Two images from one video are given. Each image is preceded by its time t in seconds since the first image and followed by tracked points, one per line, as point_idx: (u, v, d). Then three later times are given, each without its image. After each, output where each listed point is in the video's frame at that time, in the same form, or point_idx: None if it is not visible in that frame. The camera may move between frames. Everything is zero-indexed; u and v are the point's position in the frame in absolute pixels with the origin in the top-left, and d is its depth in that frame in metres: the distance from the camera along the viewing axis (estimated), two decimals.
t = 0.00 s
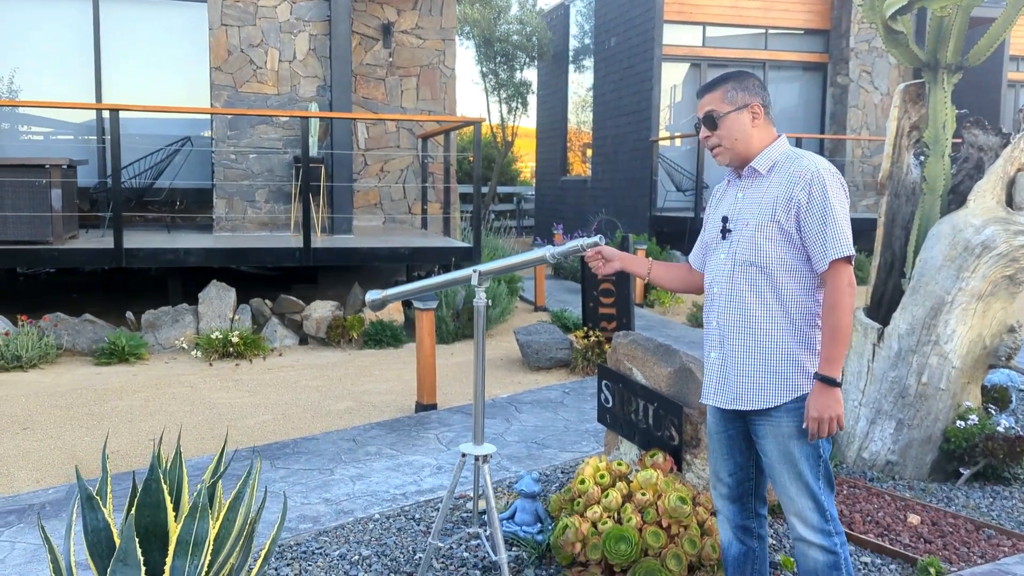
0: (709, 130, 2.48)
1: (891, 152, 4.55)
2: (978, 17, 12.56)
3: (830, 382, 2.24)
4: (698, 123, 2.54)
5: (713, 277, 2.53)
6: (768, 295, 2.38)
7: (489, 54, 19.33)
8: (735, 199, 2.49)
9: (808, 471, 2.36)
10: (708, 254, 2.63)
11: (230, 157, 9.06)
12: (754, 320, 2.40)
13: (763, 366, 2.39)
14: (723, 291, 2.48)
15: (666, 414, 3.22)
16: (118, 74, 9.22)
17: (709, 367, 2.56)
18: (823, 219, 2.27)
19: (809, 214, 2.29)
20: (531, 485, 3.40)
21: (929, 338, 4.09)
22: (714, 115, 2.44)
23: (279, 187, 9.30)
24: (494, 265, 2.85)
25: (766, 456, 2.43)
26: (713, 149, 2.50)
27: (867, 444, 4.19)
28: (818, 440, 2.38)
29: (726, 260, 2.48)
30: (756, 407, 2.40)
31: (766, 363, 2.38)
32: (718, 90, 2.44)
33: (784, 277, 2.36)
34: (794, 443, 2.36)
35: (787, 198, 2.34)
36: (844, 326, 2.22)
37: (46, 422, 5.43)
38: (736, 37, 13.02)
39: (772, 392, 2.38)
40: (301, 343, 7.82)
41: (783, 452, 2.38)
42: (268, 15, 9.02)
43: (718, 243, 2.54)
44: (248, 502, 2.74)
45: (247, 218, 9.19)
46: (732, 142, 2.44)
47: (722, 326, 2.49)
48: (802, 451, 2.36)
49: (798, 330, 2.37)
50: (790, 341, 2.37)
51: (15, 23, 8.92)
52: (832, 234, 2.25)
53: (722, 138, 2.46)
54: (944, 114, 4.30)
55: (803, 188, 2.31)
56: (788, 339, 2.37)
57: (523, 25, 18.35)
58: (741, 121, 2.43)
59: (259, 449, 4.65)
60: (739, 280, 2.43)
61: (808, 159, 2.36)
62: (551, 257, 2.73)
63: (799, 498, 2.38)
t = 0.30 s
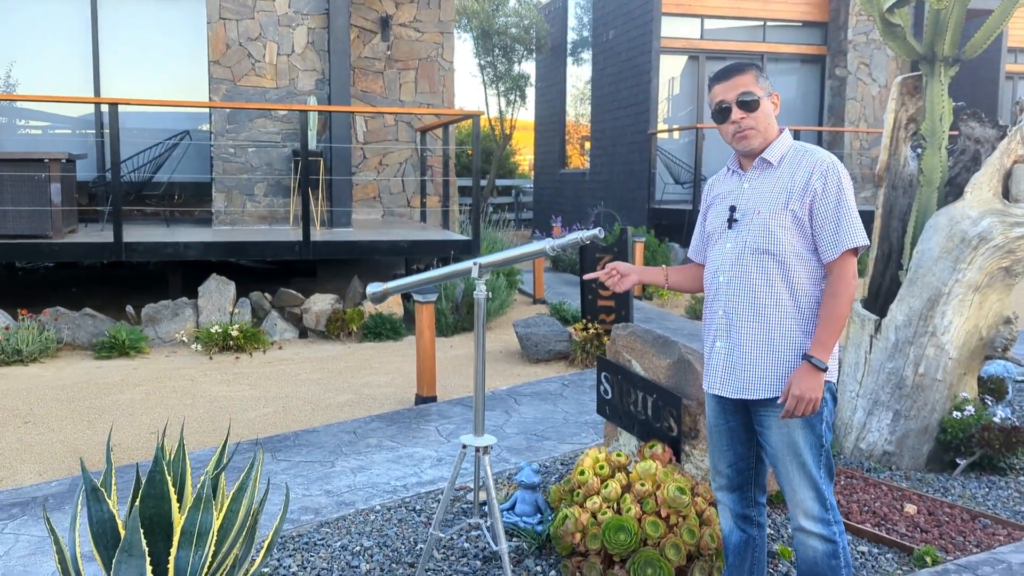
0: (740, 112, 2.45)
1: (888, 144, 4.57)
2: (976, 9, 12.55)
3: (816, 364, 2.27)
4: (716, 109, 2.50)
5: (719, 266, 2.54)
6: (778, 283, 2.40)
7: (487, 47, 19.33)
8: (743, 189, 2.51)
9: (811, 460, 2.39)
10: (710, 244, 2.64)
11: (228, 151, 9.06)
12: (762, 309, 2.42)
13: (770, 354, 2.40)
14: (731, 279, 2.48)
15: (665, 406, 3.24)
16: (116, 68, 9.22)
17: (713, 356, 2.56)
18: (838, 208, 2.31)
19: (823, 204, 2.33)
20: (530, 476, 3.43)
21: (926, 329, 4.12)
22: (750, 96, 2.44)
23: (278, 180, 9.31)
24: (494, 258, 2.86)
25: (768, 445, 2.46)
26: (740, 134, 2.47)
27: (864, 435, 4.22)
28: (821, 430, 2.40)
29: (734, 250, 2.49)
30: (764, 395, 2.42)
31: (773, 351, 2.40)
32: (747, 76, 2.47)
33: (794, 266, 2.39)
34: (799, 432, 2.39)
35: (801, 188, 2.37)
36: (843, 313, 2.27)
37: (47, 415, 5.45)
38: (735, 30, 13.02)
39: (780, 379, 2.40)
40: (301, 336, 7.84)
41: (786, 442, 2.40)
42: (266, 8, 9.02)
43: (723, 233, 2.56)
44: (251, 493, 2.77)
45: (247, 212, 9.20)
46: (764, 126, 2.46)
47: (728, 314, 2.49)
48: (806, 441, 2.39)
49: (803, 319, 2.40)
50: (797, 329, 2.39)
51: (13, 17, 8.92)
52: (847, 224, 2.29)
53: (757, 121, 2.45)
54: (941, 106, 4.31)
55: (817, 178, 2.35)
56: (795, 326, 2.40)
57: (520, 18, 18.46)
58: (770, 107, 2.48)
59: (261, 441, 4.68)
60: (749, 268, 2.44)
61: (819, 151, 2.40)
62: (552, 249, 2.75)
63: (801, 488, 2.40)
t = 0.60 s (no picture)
0: (732, 115, 2.45)
1: (869, 140, 4.62)
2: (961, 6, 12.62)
3: (817, 355, 2.30)
4: (705, 113, 2.48)
5: (709, 260, 2.55)
6: (770, 277, 2.42)
7: (475, 42, 19.26)
8: (730, 184, 2.52)
9: (800, 451, 2.41)
10: (697, 238, 2.64)
11: (215, 145, 9.04)
12: (755, 303, 2.43)
13: (765, 347, 2.42)
14: (723, 273, 2.49)
15: (647, 398, 3.29)
16: (101, 62, 9.17)
17: (703, 350, 2.56)
18: (829, 201, 2.35)
19: (814, 197, 2.37)
20: (513, 468, 3.45)
21: (905, 322, 4.16)
22: (742, 98, 2.44)
23: (264, 175, 9.30)
24: (477, 252, 2.88)
25: (758, 436, 2.48)
26: (731, 136, 2.46)
27: (845, 427, 4.27)
28: (808, 421, 2.44)
29: (726, 244, 2.49)
30: (757, 387, 2.43)
31: (767, 343, 2.42)
32: (734, 78, 2.46)
33: (787, 259, 2.42)
34: (788, 423, 2.41)
35: (791, 181, 2.40)
36: (838, 305, 2.33)
37: (32, 409, 5.45)
38: (722, 25, 13.05)
39: (773, 371, 2.42)
40: (287, 331, 7.84)
41: (776, 433, 2.42)
42: (252, 2, 8.99)
43: (711, 227, 2.56)
44: (233, 485, 2.78)
45: (233, 207, 9.17)
46: (754, 126, 2.47)
47: (720, 308, 2.50)
48: (794, 432, 2.41)
49: (794, 311, 2.43)
50: (790, 322, 2.42)
51: None
52: (839, 216, 2.33)
53: (748, 123, 2.45)
54: (921, 102, 4.33)
55: (807, 172, 2.38)
56: (788, 319, 2.43)
57: (508, 13, 18.44)
58: (757, 107, 2.49)
59: (246, 435, 4.69)
60: (741, 261, 2.45)
61: (805, 145, 2.44)
62: (534, 245, 2.78)
63: (788, 479, 2.43)
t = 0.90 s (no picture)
0: (720, 111, 2.44)
1: (851, 141, 4.68)
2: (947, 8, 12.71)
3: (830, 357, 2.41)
4: (694, 108, 2.47)
5: (699, 264, 2.52)
6: (764, 280, 2.42)
7: (464, 42, 19.39)
8: (717, 186, 2.50)
9: (788, 450, 2.44)
10: (683, 241, 2.62)
11: (203, 145, 9.03)
12: (750, 307, 2.43)
13: (759, 350, 2.42)
14: (715, 277, 2.47)
15: (631, 397, 3.31)
16: (89, 61, 9.16)
17: (695, 354, 2.54)
18: (820, 204, 2.38)
19: (804, 200, 2.38)
20: (499, 467, 3.48)
21: (886, 322, 4.22)
22: (730, 96, 2.43)
23: (252, 174, 9.30)
24: (461, 252, 2.90)
25: (746, 434, 2.49)
26: (718, 133, 2.45)
27: (827, 426, 4.31)
28: (796, 420, 2.46)
29: (716, 247, 2.47)
30: (753, 390, 2.43)
31: (763, 346, 2.42)
32: (724, 75, 2.45)
33: (779, 262, 2.42)
34: (778, 422, 2.43)
35: (781, 184, 2.40)
36: (837, 307, 2.39)
37: (18, 409, 5.44)
38: (709, 26, 13.09)
39: (769, 373, 2.42)
40: (275, 331, 7.84)
41: (765, 432, 2.44)
42: (241, 2, 8.99)
43: (699, 230, 2.54)
44: (218, 484, 2.81)
45: (221, 206, 9.17)
46: (741, 125, 2.46)
47: (714, 313, 2.48)
48: (783, 431, 2.44)
49: (786, 313, 2.44)
50: (783, 325, 2.43)
51: None
52: (830, 218, 2.36)
53: (735, 120, 2.44)
54: (902, 103, 4.38)
55: (796, 174, 2.39)
56: (782, 322, 2.43)
57: (498, 13, 18.46)
58: (745, 106, 2.49)
59: (233, 434, 4.70)
60: (734, 265, 2.44)
61: (791, 147, 2.44)
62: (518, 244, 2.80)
63: (775, 477, 2.45)
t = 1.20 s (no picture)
0: (701, 108, 2.46)
1: (835, 141, 4.70)
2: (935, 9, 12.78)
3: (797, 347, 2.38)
4: (675, 105, 2.49)
5: (683, 264, 2.54)
6: (748, 281, 2.45)
7: (454, 41, 19.41)
8: (700, 187, 2.52)
9: (773, 445, 2.46)
10: (668, 241, 2.63)
11: (191, 143, 9.01)
12: (735, 307, 2.45)
13: (745, 349, 2.44)
14: (700, 278, 2.49)
15: (617, 395, 3.31)
16: (76, 60, 9.13)
17: (682, 354, 2.56)
18: (801, 203, 2.40)
19: (786, 200, 2.41)
20: (485, 464, 3.50)
21: (870, 321, 4.26)
22: (711, 94, 2.46)
23: (241, 173, 9.29)
24: (445, 251, 2.90)
25: (732, 430, 2.51)
26: (698, 130, 2.47)
27: (812, 423, 4.35)
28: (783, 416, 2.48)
29: (701, 247, 2.49)
30: (739, 388, 2.45)
31: (748, 344, 2.44)
32: (705, 73, 2.48)
33: (762, 261, 2.45)
34: (764, 418, 2.46)
35: (763, 184, 2.42)
36: (814, 302, 2.41)
37: (4, 408, 5.43)
38: (696, 27, 13.10)
39: (754, 372, 2.44)
40: (263, 330, 7.84)
41: (751, 428, 2.47)
42: None
43: (684, 231, 2.55)
44: (204, 481, 2.81)
45: (209, 205, 9.16)
46: (721, 122, 2.48)
47: (700, 314, 2.50)
48: (769, 427, 2.46)
49: (769, 312, 2.46)
50: (767, 324, 2.46)
51: None
52: (813, 218, 2.39)
53: (716, 118, 2.46)
54: (886, 104, 4.41)
55: (778, 175, 2.42)
56: (765, 321, 2.46)
57: (488, 12, 18.48)
58: (725, 105, 2.51)
59: (220, 433, 4.70)
60: (718, 265, 2.46)
61: (772, 146, 2.47)
62: (503, 242, 2.82)
63: (760, 473, 2.47)
